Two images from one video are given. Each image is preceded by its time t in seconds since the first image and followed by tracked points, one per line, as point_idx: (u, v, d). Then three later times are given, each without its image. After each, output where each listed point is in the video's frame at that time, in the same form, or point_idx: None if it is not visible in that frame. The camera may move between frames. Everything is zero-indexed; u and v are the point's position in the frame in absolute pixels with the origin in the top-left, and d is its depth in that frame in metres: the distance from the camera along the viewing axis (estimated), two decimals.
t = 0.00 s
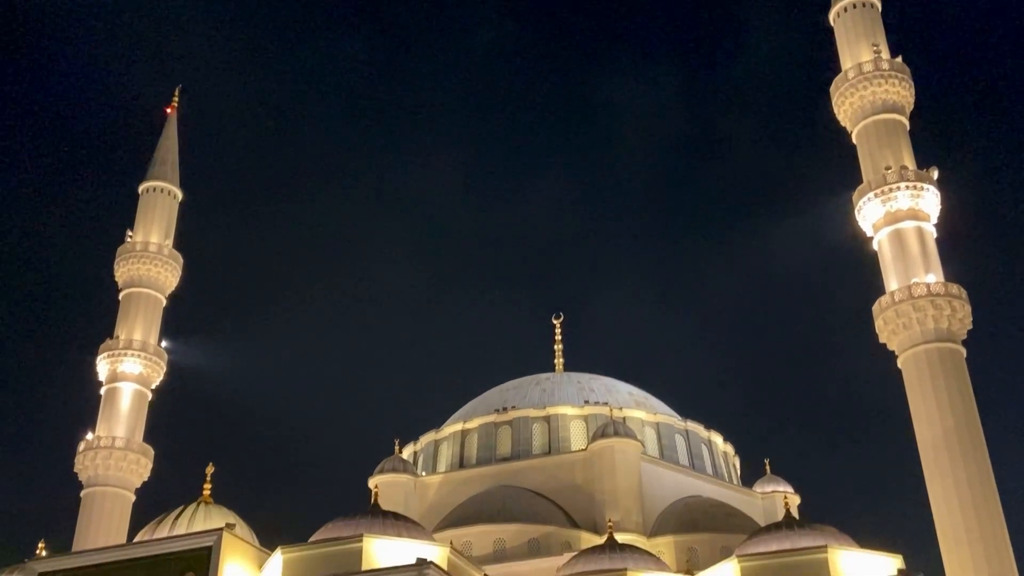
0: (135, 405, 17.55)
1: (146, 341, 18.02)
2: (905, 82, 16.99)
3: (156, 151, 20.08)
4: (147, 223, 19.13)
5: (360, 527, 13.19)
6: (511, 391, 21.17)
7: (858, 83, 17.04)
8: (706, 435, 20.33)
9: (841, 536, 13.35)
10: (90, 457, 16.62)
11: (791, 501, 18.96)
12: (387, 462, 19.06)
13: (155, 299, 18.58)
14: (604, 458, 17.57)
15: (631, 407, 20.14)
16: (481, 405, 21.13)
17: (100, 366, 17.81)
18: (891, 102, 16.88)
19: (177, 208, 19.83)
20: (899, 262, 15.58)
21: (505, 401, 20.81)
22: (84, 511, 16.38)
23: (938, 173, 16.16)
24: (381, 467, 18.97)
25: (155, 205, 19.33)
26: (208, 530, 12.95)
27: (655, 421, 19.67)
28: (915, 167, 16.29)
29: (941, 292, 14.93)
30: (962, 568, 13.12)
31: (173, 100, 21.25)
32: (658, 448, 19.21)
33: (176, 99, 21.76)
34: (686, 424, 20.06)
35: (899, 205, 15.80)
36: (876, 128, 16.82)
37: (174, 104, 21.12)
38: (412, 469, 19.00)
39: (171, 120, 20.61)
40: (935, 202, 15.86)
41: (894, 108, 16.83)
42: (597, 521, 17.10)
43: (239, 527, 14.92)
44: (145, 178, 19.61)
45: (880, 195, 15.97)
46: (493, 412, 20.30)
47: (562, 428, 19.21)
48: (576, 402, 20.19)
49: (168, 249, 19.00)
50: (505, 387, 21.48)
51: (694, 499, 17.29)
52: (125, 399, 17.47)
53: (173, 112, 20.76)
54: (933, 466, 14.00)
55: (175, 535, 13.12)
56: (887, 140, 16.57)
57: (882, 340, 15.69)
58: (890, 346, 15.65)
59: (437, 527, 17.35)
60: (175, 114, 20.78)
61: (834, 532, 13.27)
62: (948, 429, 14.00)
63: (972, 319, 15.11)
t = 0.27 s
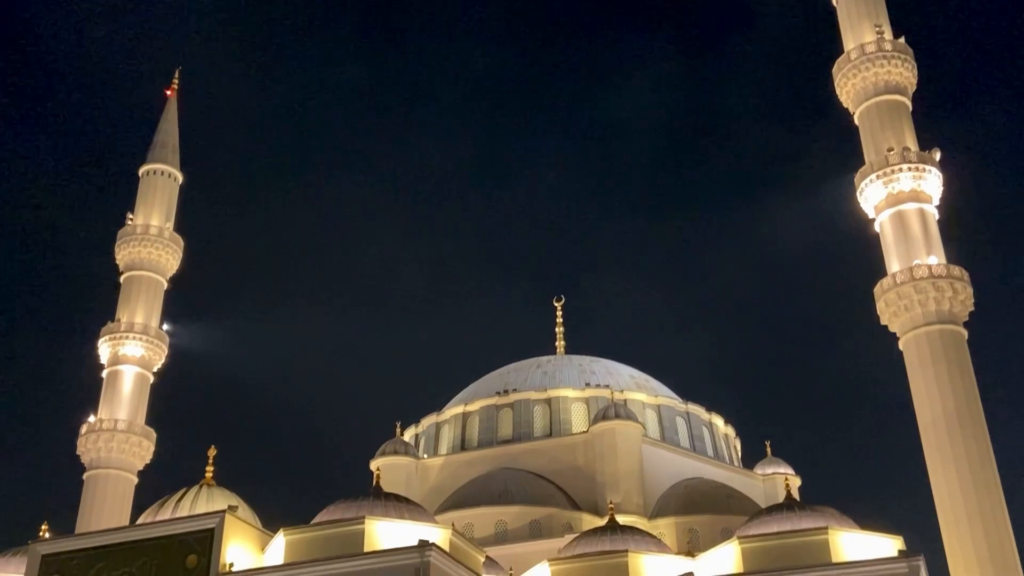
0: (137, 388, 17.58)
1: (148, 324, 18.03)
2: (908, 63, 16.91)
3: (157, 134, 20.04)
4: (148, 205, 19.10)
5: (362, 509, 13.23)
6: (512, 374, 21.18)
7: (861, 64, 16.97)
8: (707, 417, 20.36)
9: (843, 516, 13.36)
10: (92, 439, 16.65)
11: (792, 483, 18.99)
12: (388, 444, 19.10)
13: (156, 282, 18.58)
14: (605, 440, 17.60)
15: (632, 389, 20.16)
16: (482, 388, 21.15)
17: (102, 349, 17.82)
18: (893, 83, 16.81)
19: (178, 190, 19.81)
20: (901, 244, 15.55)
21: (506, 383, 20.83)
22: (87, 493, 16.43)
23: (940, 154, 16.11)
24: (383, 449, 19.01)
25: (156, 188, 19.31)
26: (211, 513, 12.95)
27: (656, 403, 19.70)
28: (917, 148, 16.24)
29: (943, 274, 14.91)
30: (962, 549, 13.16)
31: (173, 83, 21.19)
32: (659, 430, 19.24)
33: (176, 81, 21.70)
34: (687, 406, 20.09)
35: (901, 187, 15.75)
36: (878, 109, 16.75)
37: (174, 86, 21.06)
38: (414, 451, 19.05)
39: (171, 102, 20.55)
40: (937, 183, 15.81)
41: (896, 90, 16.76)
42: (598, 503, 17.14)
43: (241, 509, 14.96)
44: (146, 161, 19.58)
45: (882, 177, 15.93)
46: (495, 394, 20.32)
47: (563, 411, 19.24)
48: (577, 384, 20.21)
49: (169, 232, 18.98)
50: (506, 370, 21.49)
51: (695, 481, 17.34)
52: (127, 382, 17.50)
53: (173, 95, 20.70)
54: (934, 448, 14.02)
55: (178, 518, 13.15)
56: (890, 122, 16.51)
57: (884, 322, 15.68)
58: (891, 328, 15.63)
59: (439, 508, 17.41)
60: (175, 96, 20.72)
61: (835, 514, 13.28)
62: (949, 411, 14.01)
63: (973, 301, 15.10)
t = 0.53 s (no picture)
0: (138, 371, 17.61)
1: (149, 307, 18.04)
2: (911, 45, 16.83)
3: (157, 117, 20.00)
4: (148, 189, 19.08)
5: (364, 492, 13.26)
6: (513, 357, 21.21)
7: (863, 45, 16.90)
8: (708, 399, 20.39)
9: (843, 499, 13.38)
10: (94, 422, 16.69)
11: (792, 466, 19.03)
12: (390, 427, 19.16)
13: (157, 265, 18.59)
14: (606, 423, 17.63)
15: (633, 372, 20.19)
16: (483, 371, 21.18)
17: (104, 332, 17.85)
18: (896, 65, 16.74)
19: (178, 174, 19.78)
20: (902, 227, 15.53)
21: (507, 366, 20.87)
22: (90, 476, 16.48)
23: (942, 136, 16.06)
24: (385, 432, 19.07)
25: (156, 171, 19.28)
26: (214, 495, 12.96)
27: (657, 386, 19.73)
28: (919, 130, 16.18)
29: (944, 256, 14.89)
30: (962, 531, 13.23)
31: (173, 66, 21.13)
32: (660, 413, 19.28)
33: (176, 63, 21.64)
34: (687, 388, 20.12)
35: (903, 169, 15.72)
36: (880, 91, 16.69)
37: (174, 69, 21.00)
38: (416, 434, 19.10)
39: (171, 86, 20.50)
40: (939, 165, 15.77)
41: (899, 71, 16.70)
42: (598, 485, 17.19)
43: (243, 492, 15.02)
44: (146, 144, 19.55)
45: (884, 159, 15.89)
46: (496, 377, 20.36)
47: (564, 393, 19.28)
48: (578, 367, 20.25)
49: (170, 215, 18.96)
50: (507, 353, 21.52)
51: (695, 463, 17.38)
52: (128, 365, 17.53)
53: (173, 78, 20.65)
54: (934, 430, 14.05)
55: (180, 500, 13.19)
56: (891, 104, 16.46)
57: (885, 304, 15.68)
58: (893, 311, 15.63)
59: (440, 490, 17.50)
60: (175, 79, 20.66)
61: (836, 496, 13.29)
62: (950, 393, 14.03)
63: (975, 283, 15.09)
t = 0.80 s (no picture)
0: (139, 354, 17.62)
1: (150, 291, 18.05)
2: (912, 27, 16.77)
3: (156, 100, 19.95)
4: (148, 172, 19.05)
5: (364, 475, 13.29)
6: (513, 340, 21.24)
7: (864, 28, 16.84)
8: (708, 382, 20.42)
9: (842, 481, 13.40)
10: (96, 406, 16.71)
11: (792, 448, 19.07)
12: (391, 411, 19.20)
13: (158, 249, 18.58)
14: (606, 406, 17.66)
15: (633, 355, 20.20)
16: (484, 354, 21.21)
17: (104, 316, 17.86)
18: (897, 47, 16.68)
19: (178, 157, 19.75)
20: (903, 210, 15.51)
21: (508, 350, 20.89)
22: (91, 459, 16.52)
23: (944, 119, 16.01)
24: (385, 416, 19.11)
25: (156, 155, 19.25)
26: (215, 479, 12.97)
27: (657, 369, 19.75)
28: (920, 113, 16.14)
29: (945, 239, 14.87)
30: (962, 514, 13.26)
31: (173, 49, 21.07)
32: (660, 396, 19.31)
33: (175, 46, 21.57)
34: (688, 371, 20.14)
35: (904, 152, 15.69)
36: (882, 74, 16.64)
37: (174, 52, 20.94)
38: (416, 417, 19.15)
39: (171, 69, 20.44)
40: (940, 148, 15.73)
41: (900, 54, 16.64)
42: (599, 468, 17.23)
43: (244, 475, 15.06)
44: (145, 128, 19.51)
45: (884, 142, 15.86)
46: (496, 361, 20.39)
47: (565, 376, 19.31)
48: (578, 350, 20.27)
49: (170, 199, 18.94)
50: (508, 337, 21.55)
51: (696, 446, 17.41)
52: (129, 349, 17.54)
53: (173, 61, 20.58)
54: (934, 414, 14.07)
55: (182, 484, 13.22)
56: (893, 86, 16.40)
57: (885, 287, 15.68)
58: (893, 294, 15.62)
59: (441, 474, 17.55)
60: (174, 62, 20.60)
61: (836, 479, 13.31)
62: (950, 376, 14.04)
63: (975, 266, 15.08)
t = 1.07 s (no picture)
0: (140, 338, 17.64)
1: (150, 275, 18.05)
2: (913, 10, 16.71)
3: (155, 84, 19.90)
4: (148, 155, 19.02)
5: (365, 458, 13.32)
6: (514, 324, 21.27)
7: (865, 11, 16.78)
8: (708, 366, 20.45)
9: (842, 465, 13.43)
10: (97, 390, 16.74)
11: (792, 431, 19.12)
12: (391, 394, 19.24)
13: (158, 232, 18.57)
14: (606, 390, 17.69)
15: (633, 338, 20.23)
16: (484, 338, 21.24)
17: (105, 300, 17.87)
18: (898, 30, 16.62)
19: (178, 141, 19.72)
20: (904, 193, 15.50)
21: (508, 333, 20.92)
22: (93, 442, 16.57)
23: (944, 102, 15.98)
24: (386, 399, 19.15)
25: (155, 138, 19.22)
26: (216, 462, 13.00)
27: (657, 352, 19.78)
28: (921, 96, 16.09)
29: (945, 223, 14.86)
30: (961, 496, 13.30)
31: (172, 32, 21.01)
32: (660, 379, 19.34)
33: (174, 29, 21.50)
34: (688, 355, 20.17)
35: (904, 135, 15.66)
36: (883, 57, 16.59)
37: (173, 35, 20.88)
38: (417, 401, 19.19)
39: (170, 52, 20.38)
40: (941, 131, 15.70)
41: (901, 37, 16.58)
42: (599, 451, 17.28)
43: (245, 458, 15.11)
44: (145, 111, 19.47)
45: (885, 125, 15.83)
46: (496, 344, 20.42)
47: (565, 360, 19.34)
48: (578, 334, 20.29)
49: (170, 183, 18.92)
50: (508, 320, 21.57)
51: (695, 430, 17.45)
52: (130, 332, 17.56)
53: (172, 44, 20.52)
54: (934, 396, 14.09)
55: (182, 467, 13.26)
56: (894, 69, 16.36)
57: (886, 271, 15.67)
58: (893, 278, 15.62)
59: (442, 457, 17.60)
60: (173, 45, 20.54)
61: (835, 462, 13.34)
62: (949, 358, 14.07)
63: (976, 250, 15.07)
